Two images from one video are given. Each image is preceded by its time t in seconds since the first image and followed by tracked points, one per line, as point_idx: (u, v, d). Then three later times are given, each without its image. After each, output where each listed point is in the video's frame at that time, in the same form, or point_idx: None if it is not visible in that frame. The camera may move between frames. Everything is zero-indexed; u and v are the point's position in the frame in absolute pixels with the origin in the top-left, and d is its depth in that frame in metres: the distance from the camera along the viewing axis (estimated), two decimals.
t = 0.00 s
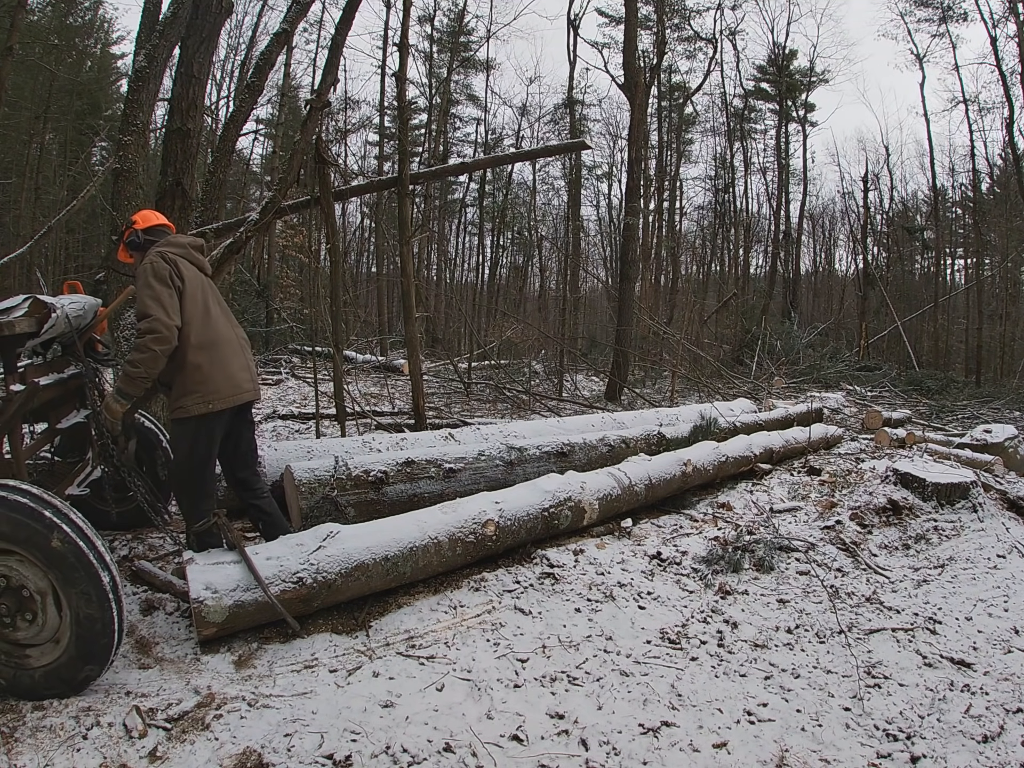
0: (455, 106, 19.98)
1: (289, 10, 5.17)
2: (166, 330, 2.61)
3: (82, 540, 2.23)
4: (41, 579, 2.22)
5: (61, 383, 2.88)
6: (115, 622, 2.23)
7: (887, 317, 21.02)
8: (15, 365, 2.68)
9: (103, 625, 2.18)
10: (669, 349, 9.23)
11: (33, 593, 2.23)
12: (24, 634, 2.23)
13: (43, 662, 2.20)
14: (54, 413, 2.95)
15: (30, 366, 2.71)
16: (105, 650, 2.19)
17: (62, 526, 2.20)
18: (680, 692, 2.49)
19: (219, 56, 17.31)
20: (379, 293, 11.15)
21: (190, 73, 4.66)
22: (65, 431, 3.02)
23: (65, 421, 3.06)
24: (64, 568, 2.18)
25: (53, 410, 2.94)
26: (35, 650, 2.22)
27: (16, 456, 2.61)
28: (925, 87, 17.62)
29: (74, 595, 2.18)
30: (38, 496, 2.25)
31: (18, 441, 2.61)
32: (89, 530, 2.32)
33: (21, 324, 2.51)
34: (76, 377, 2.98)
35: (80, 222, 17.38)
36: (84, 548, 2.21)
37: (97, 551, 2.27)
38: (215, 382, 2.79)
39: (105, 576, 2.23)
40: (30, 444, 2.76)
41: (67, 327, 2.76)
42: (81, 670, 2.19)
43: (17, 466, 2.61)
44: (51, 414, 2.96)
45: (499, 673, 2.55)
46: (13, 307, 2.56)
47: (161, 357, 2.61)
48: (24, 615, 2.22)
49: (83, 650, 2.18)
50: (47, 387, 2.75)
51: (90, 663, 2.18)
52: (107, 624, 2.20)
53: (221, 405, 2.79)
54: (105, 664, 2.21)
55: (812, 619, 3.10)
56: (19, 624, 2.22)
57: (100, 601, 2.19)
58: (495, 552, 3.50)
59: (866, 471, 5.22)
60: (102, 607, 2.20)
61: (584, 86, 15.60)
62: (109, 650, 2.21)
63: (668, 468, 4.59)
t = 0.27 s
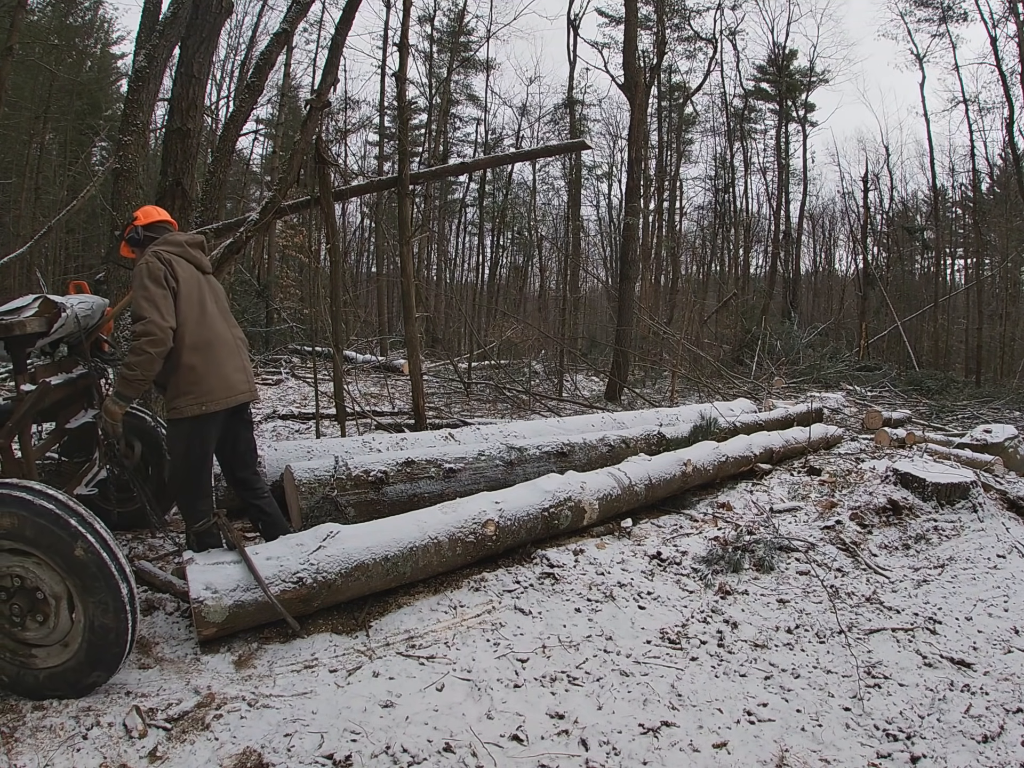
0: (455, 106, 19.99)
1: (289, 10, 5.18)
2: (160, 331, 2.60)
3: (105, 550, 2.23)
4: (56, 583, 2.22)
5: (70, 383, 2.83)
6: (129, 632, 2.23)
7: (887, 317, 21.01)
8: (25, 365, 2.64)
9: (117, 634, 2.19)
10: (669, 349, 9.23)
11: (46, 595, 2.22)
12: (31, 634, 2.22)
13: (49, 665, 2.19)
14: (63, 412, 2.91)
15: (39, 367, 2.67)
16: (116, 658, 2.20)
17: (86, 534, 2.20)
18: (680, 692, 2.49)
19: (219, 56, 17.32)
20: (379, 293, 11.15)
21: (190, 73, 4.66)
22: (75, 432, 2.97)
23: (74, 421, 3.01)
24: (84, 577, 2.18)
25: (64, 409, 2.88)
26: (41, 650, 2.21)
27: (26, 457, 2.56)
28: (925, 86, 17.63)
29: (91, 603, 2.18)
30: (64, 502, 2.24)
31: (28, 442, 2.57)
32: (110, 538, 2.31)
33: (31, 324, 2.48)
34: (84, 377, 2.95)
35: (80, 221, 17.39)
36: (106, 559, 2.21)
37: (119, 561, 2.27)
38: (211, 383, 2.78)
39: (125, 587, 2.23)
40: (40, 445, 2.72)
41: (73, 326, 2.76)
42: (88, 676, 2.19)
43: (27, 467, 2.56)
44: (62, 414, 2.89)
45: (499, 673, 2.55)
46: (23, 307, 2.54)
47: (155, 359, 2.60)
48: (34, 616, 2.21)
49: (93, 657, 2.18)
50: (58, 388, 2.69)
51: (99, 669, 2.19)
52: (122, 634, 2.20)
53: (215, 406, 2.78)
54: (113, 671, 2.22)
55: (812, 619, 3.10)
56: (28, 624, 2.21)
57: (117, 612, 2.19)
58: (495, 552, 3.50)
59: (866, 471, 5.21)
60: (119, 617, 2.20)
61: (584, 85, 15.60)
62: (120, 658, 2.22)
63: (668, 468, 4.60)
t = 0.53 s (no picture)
0: (455, 106, 20.00)
1: (289, 10, 5.18)
2: (157, 331, 2.61)
3: (127, 560, 2.23)
4: (72, 587, 2.22)
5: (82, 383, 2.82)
6: (141, 643, 2.23)
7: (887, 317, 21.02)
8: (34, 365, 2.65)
9: (129, 644, 2.19)
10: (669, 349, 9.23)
11: (60, 597, 2.23)
12: (41, 634, 2.23)
13: (55, 666, 2.20)
14: (73, 413, 2.89)
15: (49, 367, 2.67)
16: (125, 666, 2.20)
17: (109, 544, 2.20)
18: (680, 692, 2.49)
19: (219, 56, 17.33)
20: (379, 293, 11.14)
21: (190, 73, 4.67)
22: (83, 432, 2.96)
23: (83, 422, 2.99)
24: (104, 587, 2.18)
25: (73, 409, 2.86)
26: (48, 651, 2.22)
27: (37, 457, 2.56)
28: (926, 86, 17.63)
29: (106, 611, 2.18)
30: (90, 512, 2.25)
31: (40, 441, 2.58)
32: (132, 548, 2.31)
33: (41, 324, 2.50)
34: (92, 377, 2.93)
35: (79, 221, 17.39)
36: (128, 571, 2.21)
37: (140, 571, 2.27)
38: (209, 383, 2.78)
39: (143, 598, 2.23)
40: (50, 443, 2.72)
41: (84, 324, 2.76)
42: (94, 681, 2.20)
43: (38, 467, 2.57)
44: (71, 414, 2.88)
45: (499, 673, 2.55)
46: (33, 307, 2.55)
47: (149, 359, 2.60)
48: (46, 617, 2.22)
49: (102, 663, 2.19)
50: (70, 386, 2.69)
51: (106, 675, 2.20)
52: (134, 645, 2.20)
53: (213, 407, 2.78)
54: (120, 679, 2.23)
55: (812, 619, 3.10)
56: (39, 624, 2.22)
57: (132, 622, 2.19)
58: (495, 552, 3.50)
59: (866, 471, 5.21)
60: (133, 628, 2.20)
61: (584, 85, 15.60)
62: (129, 666, 2.22)
63: (668, 468, 4.60)
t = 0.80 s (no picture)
0: (455, 106, 20.00)
1: (289, 9, 5.18)
2: (150, 336, 2.60)
3: (149, 571, 2.23)
4: (90, 592, 2.23)
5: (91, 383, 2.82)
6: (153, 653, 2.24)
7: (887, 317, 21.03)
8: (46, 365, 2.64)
9: (140, 654, 2.19)
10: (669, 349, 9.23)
11: (76, 600, 2.23)
12: (50, 633, 2.23)
13: (61, 666, 2.20)
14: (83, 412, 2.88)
15: (59, 367, 2.67)
16: (132, 675, 2.21)
17: (133, 555, 2.20)
18: (680, 692, 2.49)
19: (219, 55, 17.33)
20: (379, 293, 11.15)
21: (190, 73, 4.67)
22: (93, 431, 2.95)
23: (91, 421, 2.96)
24: (124, 596, 2.18)
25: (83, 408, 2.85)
26: (56, 651, 2.22)
27: (48, 457, 2.56)
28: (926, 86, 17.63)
29: (122, 620, 2.18)
30: (116, 521, 2.25)
31: (51, 441, 2.58)
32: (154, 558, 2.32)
33: (53, 324, 2.50)
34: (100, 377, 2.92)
35: (79, 221, 17.38)
36: (150, 584, 2.21)
37: (159, 583, 2.27)
38: (207, 386, 2.77)
39: (159, 610, 2.23)
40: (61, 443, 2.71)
41: (94, 324, 2.76)
42: (100, 685, 2.20)
43: (50, 467, 2.56)
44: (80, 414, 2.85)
45: (499, 673, 2.55)
46: (43, 307, 2.55)
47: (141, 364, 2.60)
48: (58, 618, 2.23)
49: (111, 669, 2.19)
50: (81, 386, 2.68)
51: (112, 681, 2.20)
52: (145, 655, 2.21)
53: (212, 410, 2.77)
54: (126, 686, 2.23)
55: (812, 619, 3.10)
56: (51, 624, 2.22)
57: (146, 633, 2.19)
58: (495, 552, 3.50)
59: (866, 471, 5.21)
60: (147, 639, 2.20)
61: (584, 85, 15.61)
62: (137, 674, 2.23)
63: (668, 468, 4.59)
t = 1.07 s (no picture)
0: (455, 106, 20.01)
1: (289, 9, 5.18)
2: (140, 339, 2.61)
3: (159, 577, 2.23)
4: (99, 595, 2.23)
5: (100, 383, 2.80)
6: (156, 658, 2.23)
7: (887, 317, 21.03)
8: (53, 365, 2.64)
9: (145, 659, 2.19)
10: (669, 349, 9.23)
11: (84, 602, 2.24)
12: (56, 633, 2.24)
13: (64, 666, 2.21)
14: (91, 414, 2.86)
15: (67, 367, 2.66)
16: (134, 679, 2.20)
17: (143, 561, 2.20)
18: (680, 692, 2.49)
19: (219, 56, 17.33)
20: (379, 293, 11.15)
21: (190, 73, 4.67)
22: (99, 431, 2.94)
23: (99, 422, 2.94)
24: (133, 601, 2.18)
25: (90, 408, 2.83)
26: (60, 650, 2.23)
27: (56, 458, 2.56)
28: (926, 86, 17.67)
29: (130, 624, 2.19)
30: (130, 527, 2.26)
31: (59, 442, 2.57)
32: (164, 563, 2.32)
33: (60, 325, 2.51)
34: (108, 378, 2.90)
35: (79, 221, 17.39)
36: (160, 591, 2.21)
37: (168, 589, 2.27)
38: (203, 387, 2.76)
39: (166, 616, 2.22)
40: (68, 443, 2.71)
41: (103, 324, 2.76)
42: (100, 688, 2.20)
43: (57, 468, 2.56)
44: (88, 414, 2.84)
45: (499, 673, 2.55)
46: (52, 307, 2.56)
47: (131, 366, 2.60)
48: (65, 618, 2.23)
49: (113, 673, 2.19)
50: (90, 386, 2.67)
51: (114, 685, 2.20)
52: (149, 661, 2.20)
53: (208, 411, 2.76)
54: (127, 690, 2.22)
55: (813, 619, 3.10)
56: (57, 624, 2.23)
57: (152, 640, 2.19)
58: (495, 552, 3.50)
59: (866, 471, 5.22)
60: (153, 645, 2.20)
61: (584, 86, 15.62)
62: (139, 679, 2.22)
63: (668, 468, 4.59)
